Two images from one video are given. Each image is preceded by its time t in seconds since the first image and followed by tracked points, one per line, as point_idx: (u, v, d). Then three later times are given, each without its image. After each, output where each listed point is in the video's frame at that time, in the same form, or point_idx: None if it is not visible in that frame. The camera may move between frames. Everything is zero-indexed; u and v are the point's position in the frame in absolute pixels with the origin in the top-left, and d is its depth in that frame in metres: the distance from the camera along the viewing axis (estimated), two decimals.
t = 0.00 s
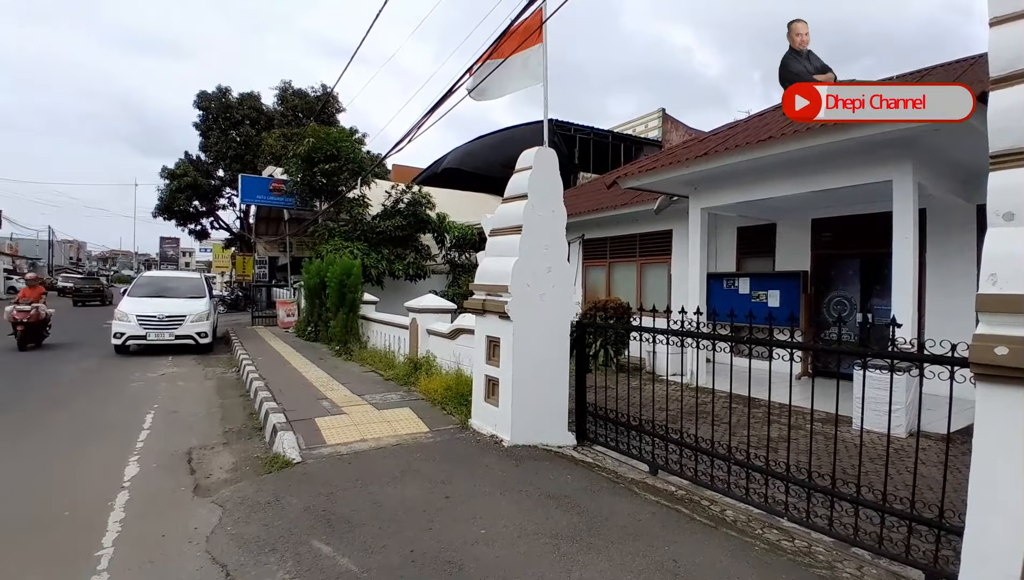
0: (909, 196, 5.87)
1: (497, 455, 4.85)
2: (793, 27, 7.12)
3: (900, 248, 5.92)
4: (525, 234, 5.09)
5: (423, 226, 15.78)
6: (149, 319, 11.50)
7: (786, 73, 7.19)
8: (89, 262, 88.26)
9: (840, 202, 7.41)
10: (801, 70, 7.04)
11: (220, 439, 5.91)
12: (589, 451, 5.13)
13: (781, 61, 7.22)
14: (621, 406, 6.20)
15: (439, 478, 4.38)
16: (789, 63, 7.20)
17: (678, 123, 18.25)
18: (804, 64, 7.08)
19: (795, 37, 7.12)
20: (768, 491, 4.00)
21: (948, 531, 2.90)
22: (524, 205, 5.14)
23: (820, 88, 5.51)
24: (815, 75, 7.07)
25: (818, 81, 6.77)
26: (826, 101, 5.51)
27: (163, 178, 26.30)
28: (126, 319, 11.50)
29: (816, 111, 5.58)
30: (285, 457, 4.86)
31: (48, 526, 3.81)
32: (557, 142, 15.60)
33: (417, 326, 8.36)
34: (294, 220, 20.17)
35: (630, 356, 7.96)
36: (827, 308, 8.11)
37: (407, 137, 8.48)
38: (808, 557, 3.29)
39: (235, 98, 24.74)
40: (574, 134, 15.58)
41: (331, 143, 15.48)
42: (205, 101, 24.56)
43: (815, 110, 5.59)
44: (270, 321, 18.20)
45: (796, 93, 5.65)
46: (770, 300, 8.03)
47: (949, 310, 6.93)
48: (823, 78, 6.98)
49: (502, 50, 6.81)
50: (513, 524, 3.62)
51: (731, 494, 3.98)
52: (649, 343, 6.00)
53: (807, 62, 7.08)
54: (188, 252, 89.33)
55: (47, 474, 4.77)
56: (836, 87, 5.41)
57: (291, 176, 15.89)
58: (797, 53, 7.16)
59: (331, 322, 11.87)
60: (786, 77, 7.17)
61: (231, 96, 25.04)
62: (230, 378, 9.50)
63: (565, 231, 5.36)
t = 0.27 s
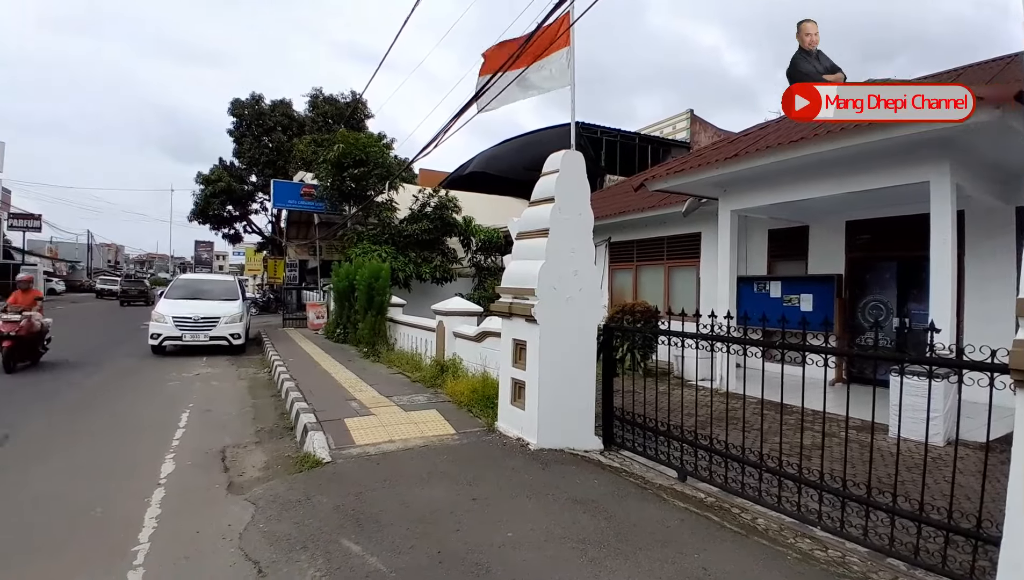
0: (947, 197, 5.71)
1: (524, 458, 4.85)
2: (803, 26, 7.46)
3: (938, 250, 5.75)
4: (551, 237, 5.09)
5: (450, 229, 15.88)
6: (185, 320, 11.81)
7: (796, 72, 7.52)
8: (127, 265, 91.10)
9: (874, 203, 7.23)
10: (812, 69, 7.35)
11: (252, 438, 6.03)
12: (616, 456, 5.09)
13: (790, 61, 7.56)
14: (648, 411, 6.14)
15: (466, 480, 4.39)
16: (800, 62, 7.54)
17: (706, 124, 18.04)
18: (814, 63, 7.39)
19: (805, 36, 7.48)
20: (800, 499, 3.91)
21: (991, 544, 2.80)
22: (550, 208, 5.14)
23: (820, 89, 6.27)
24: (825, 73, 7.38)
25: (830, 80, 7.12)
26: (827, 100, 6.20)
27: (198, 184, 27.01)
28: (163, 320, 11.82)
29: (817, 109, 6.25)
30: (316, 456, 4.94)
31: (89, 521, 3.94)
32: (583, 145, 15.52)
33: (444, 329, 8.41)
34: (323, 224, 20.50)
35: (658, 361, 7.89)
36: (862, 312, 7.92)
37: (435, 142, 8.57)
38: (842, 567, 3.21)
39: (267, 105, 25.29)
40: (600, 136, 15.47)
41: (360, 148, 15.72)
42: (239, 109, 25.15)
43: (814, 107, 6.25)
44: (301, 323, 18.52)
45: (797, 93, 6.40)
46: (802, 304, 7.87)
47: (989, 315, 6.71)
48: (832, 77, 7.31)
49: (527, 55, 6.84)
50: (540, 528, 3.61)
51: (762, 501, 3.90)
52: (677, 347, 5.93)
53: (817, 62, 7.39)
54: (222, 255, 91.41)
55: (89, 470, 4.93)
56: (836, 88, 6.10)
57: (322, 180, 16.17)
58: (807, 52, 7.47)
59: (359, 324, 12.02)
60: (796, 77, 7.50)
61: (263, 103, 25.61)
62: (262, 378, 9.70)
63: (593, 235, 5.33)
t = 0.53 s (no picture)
0: (995, 196, 5.49)
1: (554, 458, 4.85)
2: (803, 27, 7.79)
3: (986, 251, 5.54)
4: (583, 237, 5.07)
5: (480, 229, 15.96)
6: (224, 318, 12.10)
7: (796, 71, 7.92)
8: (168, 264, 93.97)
9: (918, 201, 7.00)
10: (812, 70, 7.74)
11: (288, 433, 6.16)
12: (648, 458, 5.05)
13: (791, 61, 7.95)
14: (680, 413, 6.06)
15: (496, 479, 4.41)
16: (800, 61, 7.92)
17: (741, 121, 17.71)
18: (813, 63, 7.79)
19: (805, 36, 7.83)
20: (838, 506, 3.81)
21: None
22: (582, 208, 5.12)
23: (820, 89, 6.67)
24: (824, 73, 7.80)
25: (831, 81, 7.56)
26: (827, 101, 6.62)
27: (236, 185, 27.71)
28: (203, 318, 12.16)
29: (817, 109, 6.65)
30: (349, 452, 5.03)
31: (134, 511, 4.08)
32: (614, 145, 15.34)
33: (474, 328, 8.45)
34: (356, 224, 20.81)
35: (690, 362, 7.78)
36: (904, 315, 7.69)
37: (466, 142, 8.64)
38: (881, 576, 3.12)
39: (302, 108, 25.79)
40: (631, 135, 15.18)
41: (392, 149, 15.91)
42: (275, 111, 25.68)
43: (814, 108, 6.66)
44: (334, 322, 18.82)
45: (797, 94, 6.83)
46: (843, 306, 7.69)
47: None
48: (832, 77, 7.75)
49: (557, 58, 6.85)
50: (571, 528, 3.61)
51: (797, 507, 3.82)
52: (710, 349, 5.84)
53: (816, 62, 7.79)
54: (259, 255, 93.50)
55: (133, 462, 5.11)
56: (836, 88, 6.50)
57: (355, 182, 16.42)
58: (807, 52, 7.84)
59: (391, 323, 12.16)
60: (797, 76, 7.89)
61: (299, 106, 26.12)
62: (297, 375, 9.90)
63: (625, 235, 5.29)
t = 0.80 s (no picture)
0: None
1: (588, 461, 4.82)
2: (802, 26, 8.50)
3: None
4: (616, 239, 5.03)
5: (512, 232, 15.99)
6: (264, 319, 12.45)
7: (797, 71, 8.71)
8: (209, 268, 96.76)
9: (966, 199, 6.74)
10: (812, 69, 8.48)
11: (326, 432, 6.28)
12: (684, 463, 4.98)
13: (793, 61, 8.74)
14: (717, 418, 5.96)
15: (529, 481, 4.41)
16: (801, 61, 8.70)
17: (778, 119, 17.33)
18: (814, 63, 8.54)
19: (806, 37, 8.57)
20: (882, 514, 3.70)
21: None
22: (615, 209, 5.08)
23: (820, 90, 7.15)
24: (824, 73, 8.52)
25: (830, 80, 8.31)
26: (826, 101, 7.08)
27: (274, 191, 28.41)
28: (244, 319, 12.50)
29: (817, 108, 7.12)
30: (384, 452, 5.09)
31: (179, 506, 4.21)
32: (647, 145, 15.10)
33: (506, 330, 8.47)
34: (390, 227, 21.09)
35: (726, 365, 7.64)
36: (951, 319, 7.41)
37: (500, 143, 8.71)
38: None
39: (338, 115, 26.29)
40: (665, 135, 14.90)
41: (425, 153, 16.08)
42: (312, 118, 26.24)
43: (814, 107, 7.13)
44: (369, 324, 19.10)
45: (797, 94, 7.31)
46: (887, 307, 7.47)
47: None
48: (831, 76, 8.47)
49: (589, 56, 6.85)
50: (605, 532, 3.59)
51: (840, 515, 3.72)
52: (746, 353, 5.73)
53: (816, 62, 8.53)
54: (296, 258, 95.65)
55: (177, 459, 5.27)
56: (836, 89, 6.87)
57: (389, 186, 16.65)
58: (808, 52, 8.59)
59: (424, 324, 12.28)
60: (798, 75, 8.66)
61: (334, 113, 26.64)
62: (333, 375, 10.09)
63: (659, 237, 5.23)
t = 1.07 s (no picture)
0: None
1: (615, 462, 4.78)
2: (803, 28, 9.96)
3: None
4: (643, 238, 4.99)
5: (537, 232, 15.98)
6: (295, 319, 12.67)
7: (799, 70, 10.08)
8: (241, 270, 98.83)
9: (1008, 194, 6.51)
10: (812, 69, 9.90)
11: (354, 431, 6.35)
12: (714, 465, 4.90)
13: (795, 60, 10.12)
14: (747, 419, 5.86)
15: (556, 481, 4.40)
16: (802, 61, 10.08)
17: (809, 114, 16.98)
18: (813, 62, 9.98)
19: (807, 37, 10.00)
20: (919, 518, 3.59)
21: None
22: (642, 208, 5.04)
23: (820, 91, 7.82)
24: (824, 71, 9.94)
25: (829, 79, 9.72)
26: (827, 100, 7.70)
27: (304, 194, 28.92)
28: (275, 320, 12.73)
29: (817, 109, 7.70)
30: (412, 450, 5.14)
31: (214, 502, 4.31)
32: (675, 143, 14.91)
33: (532, 330, 8.46)
34: (416, 229, 21.27)
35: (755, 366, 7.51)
36: (990, 316, 7.19)
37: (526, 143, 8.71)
38: None
39: (365, 118, 26.64)
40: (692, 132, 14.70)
41: (450, 155, 16.16)
42: (340, 122, 26.62)
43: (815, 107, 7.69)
44: (396, 324, 19.27)
45: (798, 94, 7.99)
46: (924, 306, 7.27)
47: None
48: (831, 75, 9.88)
49: (614, 55, 6.81)
50: (634, 534, 3.55)
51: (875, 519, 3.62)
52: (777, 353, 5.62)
53: (816, 62, 9.96)
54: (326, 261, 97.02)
55: (211, 456, 5.38)
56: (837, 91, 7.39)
57: (415, 188, 16.80)
58: (808, 52, 10.03)
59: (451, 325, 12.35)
60: (799, 74, 10.04)
61: (362, 117, 27.00)
62: (362, 374, 10.22)
63: (687, 235, 5.17)
